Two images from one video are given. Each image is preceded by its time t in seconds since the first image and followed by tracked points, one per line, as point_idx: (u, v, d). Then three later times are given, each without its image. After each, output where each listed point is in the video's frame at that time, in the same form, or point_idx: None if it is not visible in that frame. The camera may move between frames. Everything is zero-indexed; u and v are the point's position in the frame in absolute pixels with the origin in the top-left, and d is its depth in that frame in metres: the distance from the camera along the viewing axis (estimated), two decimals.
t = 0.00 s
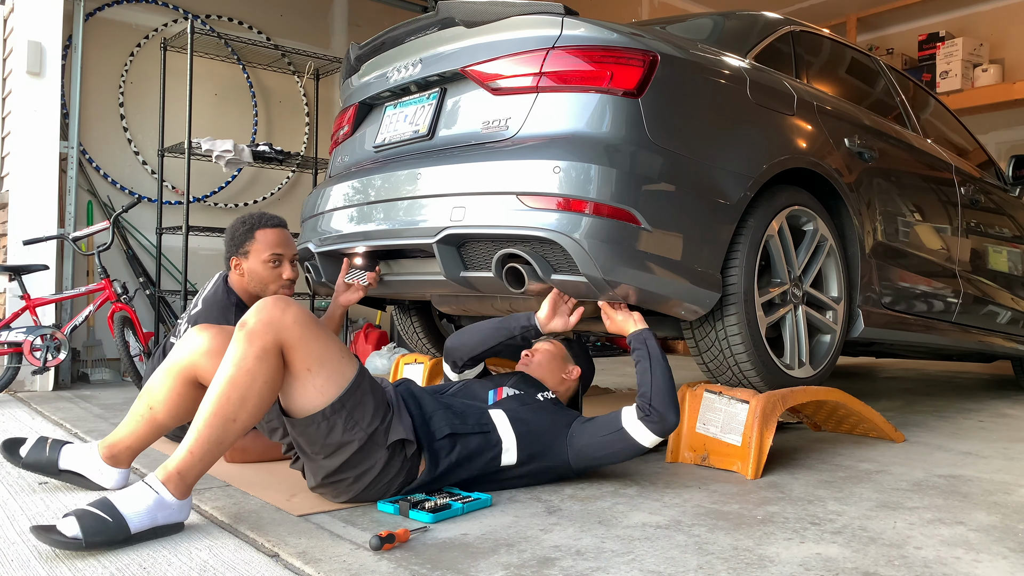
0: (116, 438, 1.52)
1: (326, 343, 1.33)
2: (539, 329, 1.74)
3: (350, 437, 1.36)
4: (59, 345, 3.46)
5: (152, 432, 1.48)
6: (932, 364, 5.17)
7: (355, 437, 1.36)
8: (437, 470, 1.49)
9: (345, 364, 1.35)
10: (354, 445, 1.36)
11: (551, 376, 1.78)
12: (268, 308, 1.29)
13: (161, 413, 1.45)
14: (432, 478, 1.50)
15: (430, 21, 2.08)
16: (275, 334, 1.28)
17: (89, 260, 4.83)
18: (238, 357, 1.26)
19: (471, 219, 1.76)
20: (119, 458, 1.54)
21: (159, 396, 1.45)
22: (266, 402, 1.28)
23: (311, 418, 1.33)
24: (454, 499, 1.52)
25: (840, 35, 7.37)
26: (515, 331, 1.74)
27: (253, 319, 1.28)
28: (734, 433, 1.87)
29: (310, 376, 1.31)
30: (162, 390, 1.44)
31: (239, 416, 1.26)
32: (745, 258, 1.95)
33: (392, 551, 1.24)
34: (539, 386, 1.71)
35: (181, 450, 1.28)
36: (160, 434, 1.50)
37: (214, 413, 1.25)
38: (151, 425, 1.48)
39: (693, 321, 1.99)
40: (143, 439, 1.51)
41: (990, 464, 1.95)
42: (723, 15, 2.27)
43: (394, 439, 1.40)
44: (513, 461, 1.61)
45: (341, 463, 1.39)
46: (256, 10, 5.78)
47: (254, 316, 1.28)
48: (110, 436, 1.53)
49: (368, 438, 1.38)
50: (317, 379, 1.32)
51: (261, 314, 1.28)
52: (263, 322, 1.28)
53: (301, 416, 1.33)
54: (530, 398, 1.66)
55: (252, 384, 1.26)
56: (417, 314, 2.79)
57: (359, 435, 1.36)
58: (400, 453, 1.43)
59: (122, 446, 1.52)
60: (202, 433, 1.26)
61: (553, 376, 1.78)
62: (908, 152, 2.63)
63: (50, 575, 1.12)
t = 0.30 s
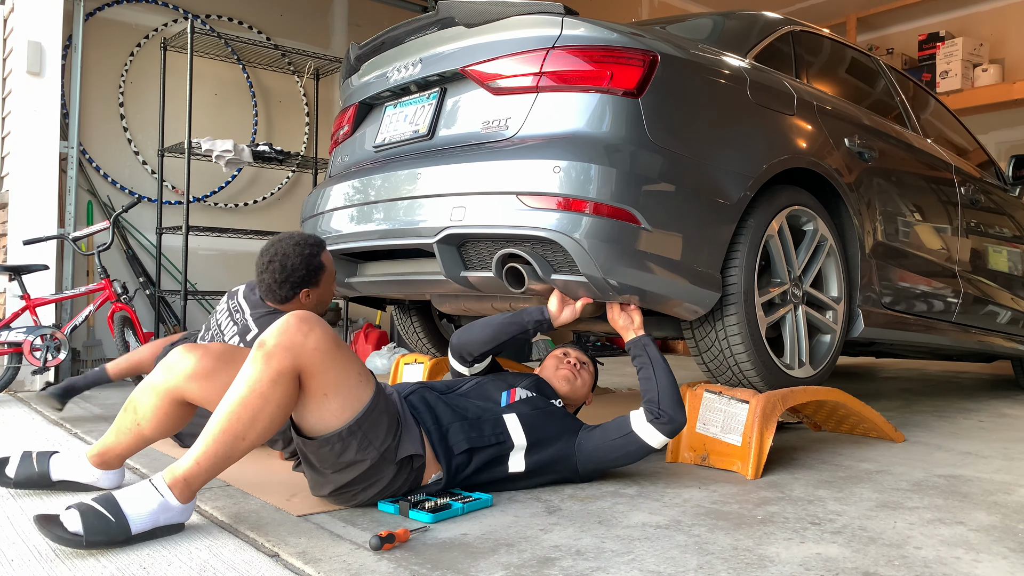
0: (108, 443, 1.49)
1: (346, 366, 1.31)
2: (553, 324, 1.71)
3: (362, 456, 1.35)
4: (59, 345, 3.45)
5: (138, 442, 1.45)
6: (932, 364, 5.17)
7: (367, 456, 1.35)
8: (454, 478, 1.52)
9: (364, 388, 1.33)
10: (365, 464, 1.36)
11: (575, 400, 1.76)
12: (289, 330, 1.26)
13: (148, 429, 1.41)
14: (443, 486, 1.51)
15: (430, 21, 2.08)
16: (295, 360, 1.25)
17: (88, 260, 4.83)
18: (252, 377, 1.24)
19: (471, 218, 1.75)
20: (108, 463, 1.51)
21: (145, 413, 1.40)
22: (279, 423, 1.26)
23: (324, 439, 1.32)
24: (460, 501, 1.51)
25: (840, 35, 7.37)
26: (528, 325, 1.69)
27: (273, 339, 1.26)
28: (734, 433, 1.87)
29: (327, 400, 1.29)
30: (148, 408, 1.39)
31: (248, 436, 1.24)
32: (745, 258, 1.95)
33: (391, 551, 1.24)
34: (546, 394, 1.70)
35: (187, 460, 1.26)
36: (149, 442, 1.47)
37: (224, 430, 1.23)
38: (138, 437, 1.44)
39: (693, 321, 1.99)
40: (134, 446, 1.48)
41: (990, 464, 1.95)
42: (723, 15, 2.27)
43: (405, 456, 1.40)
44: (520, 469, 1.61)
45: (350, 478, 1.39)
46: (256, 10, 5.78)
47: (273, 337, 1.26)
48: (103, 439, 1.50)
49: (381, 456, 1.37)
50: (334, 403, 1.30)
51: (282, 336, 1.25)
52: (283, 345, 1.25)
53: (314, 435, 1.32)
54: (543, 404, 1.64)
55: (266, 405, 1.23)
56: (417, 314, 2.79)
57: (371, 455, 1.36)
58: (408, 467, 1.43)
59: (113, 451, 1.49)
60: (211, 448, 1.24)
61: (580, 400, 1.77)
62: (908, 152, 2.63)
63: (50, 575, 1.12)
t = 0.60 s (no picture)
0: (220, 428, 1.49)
1: (400, 386, 1.35)
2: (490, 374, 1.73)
3: (426, 449, 1.44)
4: (59, 346, 3.44)
5: (252, 407, 1.47)
6: (932, 364, 5.17)
7: (428, 451, 1.44)
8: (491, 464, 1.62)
9: (418, 400, 1.38)
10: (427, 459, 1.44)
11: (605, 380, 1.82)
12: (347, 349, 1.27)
13: (256, 381, 1.45)
14: (483, 475, 1.64)
15: (430, 21, 2.08)
16: (349, 377, 1.25)
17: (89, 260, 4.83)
18: (304, 392, 1.21)
19: (471, 218, 1.75)
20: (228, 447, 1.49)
21: (249, 365, 1.45)
22: (321, 441, 1.22)
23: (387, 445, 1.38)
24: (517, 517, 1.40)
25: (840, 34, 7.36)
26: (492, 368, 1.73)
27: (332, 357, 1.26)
28: (734, 433, 1.87)
29: (384, 416, 1.33)
30: (251, 358, 1.45)
31: (289, 453, 1.18)
32: (745, 258, 1.95)
33: (392, 551, 1.24)
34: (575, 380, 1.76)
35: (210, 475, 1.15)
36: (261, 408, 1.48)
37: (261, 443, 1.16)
38: (250, 399, 1.46)
39: (693, 321, 1.99)
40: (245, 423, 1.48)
41: (990, 464, 1.95)
42: (723, 15, 2.27)
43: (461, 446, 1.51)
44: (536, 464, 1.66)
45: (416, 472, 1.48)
46: (256, 10, 5.77)
47: (333, 355, 1.26)
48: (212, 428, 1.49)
49: (443, 444, 1.46)
50: (394, 416, 1.34)
51: (340, 357, 1.25)
52: (341, 363, 1.25)
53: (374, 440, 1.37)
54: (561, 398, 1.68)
55: (310, 419, 1.20)
56: (417, 314, 2.79)
57: (434, 448, 1.44)
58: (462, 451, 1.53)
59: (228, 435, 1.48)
60: (244, 461, 1.16)
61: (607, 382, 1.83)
62: (908, 152, 2.63)
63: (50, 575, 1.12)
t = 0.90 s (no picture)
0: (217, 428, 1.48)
1: (411, 446, 1.36)
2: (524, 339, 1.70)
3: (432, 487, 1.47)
4: (59, 345, 3.41)
5: (252, 415, 1.47)
6: (932, 364, 5.17)
7: (437, 485, 1.47)
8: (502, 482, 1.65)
9: (427, 450, 1.40)
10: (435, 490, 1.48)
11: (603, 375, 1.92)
12: (361, 425, 1.26)
13: (261, 393, 1.44)
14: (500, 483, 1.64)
15: (430, 21, 2.07)
16: (354, 454, 1.27)
17: (88, 260, 4.83)
18: (304, 456, 1.25)
19: (471, 218, 1.75)
20: (224, 449, 1.49)
21: (256, 377, 1.43)
22: (306, 489, 1.31)
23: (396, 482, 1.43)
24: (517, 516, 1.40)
25: (840, 34, 7.36)
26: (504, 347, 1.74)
27: (344, 429, 1.25)
28: (734, 433, 1.87)
29: (388, 469, 1.37)
30: (257, 370, 1.43)
31: (272, 492, 1.28)
32: (745, 257, 1.95)
33: (392, 552, 1.24)
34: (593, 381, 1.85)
35: (210, 479, 1.29)
36: (260, 415, 1.48)
37: (250, 477, 1.27)
38: (251, 407, 1.46)
39: (693, 321, 1.99)
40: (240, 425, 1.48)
41: (990, 464, 1.95)
42: (723, 15, 2.27)
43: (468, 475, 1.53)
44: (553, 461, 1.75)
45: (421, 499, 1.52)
46: (256, 10, 5.78)
47: (345, 428, 1.25)
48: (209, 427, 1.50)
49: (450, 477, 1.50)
50: (399, 468, 1.38)
51: (351, 435, 1.25)
52: (350, 443, 1.25)
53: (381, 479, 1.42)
54: (589, 404, 1.76)
55: (298, 480, 1.27)
56: (417, 314, 2.80)
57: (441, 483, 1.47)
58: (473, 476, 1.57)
59: (225, 439, 1.49)
60: (234, 484, 1.28)
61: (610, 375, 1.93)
62: (908, 152, 2.63)
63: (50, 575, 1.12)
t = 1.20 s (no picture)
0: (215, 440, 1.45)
1: (398, 408, 1.37)
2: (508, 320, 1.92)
3: (439, 460, 1.44)
4: (59, 345, 3.42)
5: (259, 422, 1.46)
6: (932, 364, 5.18)
7: (443, 459, 1.44)
8: (517, 472, 1.60)
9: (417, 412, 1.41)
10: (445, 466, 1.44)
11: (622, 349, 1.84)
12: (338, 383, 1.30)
13: (275, 400, 1.46)
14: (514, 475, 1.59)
15: (430, 21, 2.07)
16: (338, 415, 1.28)
17: (89, 260, 4.83)
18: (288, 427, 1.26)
19: (471, 219, 1.75)
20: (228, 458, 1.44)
21: (271, 384, 1.46)
22: (298, 464, 1.25)
23: (398, 457, 1.40)
24: (517, 516, 1.40)
25: (840, 34, 7.36)
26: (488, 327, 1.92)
27: (322, 390, 1.28)
28: (734, 433, 1.87)
29: (381, 436, 1.36)
30: (273, 376, 1.46)
31: (261, 472, 1.21)
32: (745, 257, 1.95)
33: (392, 552, 1.24)
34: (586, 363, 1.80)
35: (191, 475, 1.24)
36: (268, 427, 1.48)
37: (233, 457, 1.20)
38: (261, 414, 1.46)
39: (693, 321, 1.99)
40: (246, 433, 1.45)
41: (990, 464, 1.95)
42: (723, 15, 2.27)
43: (483, 447, 1.49)
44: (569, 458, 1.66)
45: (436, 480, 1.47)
46: (256, 10, 5.78)
47: (322, 389, 1.28)
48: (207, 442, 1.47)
49: (457, 450, 1.46)
50: (393, 434, 1.37)
51: (331, 391, 1.28)
52: (331, 397, 1.27)
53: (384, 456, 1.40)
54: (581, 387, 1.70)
55: (289, 448, 1.23)
56: (417, 314, 2.80)
57: (448, 455, 1.44)
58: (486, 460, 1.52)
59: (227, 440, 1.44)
60: (215, 469, 1.18)
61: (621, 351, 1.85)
62: (908, 152, 2.63)
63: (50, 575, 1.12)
